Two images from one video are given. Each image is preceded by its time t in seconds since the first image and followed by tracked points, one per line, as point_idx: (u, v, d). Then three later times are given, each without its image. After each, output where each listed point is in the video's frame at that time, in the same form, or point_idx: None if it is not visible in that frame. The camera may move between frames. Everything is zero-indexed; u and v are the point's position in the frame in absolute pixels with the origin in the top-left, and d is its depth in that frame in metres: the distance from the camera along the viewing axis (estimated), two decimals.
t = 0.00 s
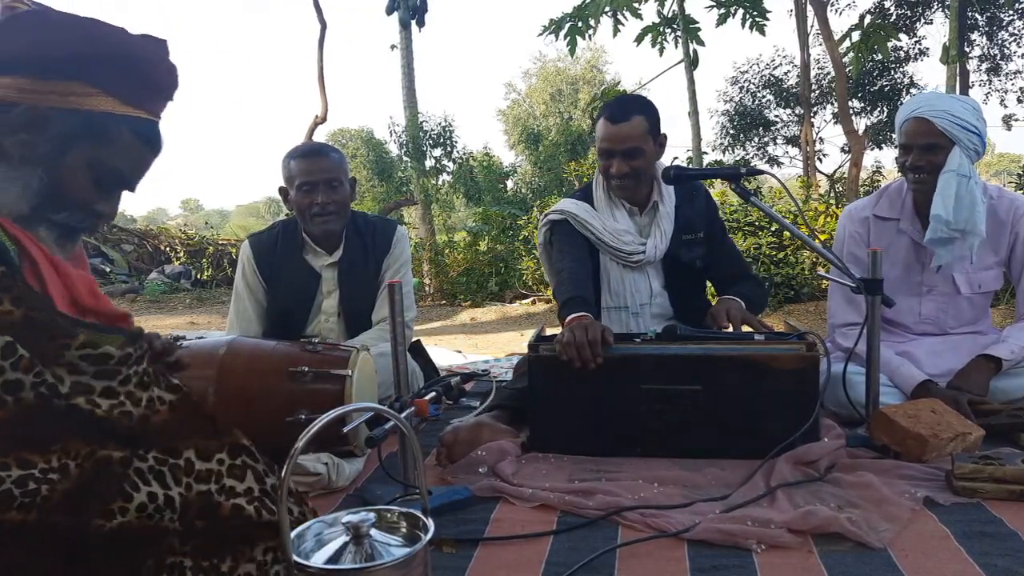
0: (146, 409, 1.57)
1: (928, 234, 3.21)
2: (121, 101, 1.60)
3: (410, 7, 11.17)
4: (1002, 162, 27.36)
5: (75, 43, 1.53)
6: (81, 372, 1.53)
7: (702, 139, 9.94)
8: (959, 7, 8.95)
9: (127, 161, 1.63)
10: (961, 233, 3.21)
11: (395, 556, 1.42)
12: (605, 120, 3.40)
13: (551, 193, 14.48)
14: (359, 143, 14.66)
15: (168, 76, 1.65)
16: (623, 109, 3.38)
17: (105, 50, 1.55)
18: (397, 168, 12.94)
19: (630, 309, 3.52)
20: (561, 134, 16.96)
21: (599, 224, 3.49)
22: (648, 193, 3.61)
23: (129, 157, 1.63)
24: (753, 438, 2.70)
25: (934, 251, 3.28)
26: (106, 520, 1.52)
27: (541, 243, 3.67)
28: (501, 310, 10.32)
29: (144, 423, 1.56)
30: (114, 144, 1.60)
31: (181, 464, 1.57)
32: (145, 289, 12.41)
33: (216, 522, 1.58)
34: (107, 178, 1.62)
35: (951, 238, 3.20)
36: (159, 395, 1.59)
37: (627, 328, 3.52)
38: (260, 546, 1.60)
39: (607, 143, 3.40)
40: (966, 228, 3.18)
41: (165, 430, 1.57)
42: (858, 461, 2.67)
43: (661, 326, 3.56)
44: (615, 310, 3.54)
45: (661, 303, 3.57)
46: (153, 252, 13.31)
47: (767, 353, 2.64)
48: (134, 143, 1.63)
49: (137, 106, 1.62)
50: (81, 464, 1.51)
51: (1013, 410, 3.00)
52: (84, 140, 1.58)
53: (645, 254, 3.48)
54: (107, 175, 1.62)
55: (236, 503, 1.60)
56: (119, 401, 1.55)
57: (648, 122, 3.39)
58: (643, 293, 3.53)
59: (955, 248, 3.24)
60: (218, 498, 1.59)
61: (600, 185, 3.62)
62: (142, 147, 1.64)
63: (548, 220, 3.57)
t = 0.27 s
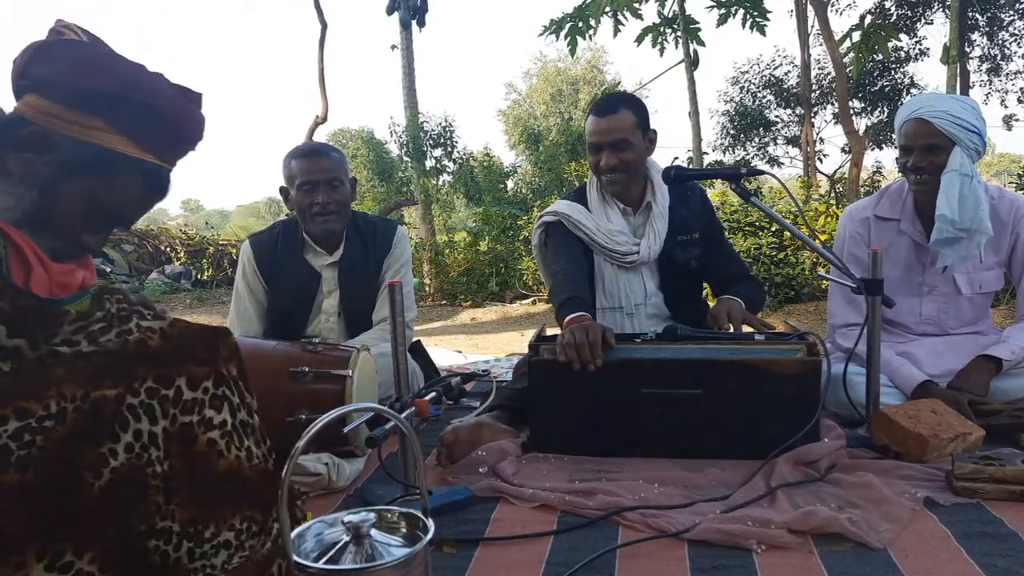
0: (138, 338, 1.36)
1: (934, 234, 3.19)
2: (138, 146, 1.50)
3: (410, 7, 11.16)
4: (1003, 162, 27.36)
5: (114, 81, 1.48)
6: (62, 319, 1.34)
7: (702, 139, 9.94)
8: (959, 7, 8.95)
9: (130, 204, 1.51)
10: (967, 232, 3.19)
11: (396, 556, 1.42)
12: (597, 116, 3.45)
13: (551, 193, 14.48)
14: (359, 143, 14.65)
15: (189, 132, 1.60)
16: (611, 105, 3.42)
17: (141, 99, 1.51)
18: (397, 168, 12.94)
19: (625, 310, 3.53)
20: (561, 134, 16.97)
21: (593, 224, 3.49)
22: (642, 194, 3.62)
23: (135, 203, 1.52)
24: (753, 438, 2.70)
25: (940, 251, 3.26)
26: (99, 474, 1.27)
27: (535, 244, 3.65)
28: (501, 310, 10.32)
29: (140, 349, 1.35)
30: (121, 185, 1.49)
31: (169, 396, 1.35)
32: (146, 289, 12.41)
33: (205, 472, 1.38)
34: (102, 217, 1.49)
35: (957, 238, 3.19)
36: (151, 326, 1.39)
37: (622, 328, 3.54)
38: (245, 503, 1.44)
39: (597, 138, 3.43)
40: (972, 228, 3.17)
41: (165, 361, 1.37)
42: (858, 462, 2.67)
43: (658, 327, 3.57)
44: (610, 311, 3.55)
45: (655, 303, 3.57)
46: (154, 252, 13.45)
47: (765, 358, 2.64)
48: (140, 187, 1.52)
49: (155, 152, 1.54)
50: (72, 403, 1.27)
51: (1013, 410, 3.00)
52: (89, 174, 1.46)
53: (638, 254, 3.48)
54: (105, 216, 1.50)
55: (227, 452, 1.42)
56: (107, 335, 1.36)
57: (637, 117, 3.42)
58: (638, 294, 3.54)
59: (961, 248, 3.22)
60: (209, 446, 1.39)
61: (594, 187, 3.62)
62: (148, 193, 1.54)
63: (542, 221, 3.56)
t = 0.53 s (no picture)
0: (124, 323, 1.42)
1: (929, 234, 3.21)
2: (142, 171, 1.54)
3: (409, 7, 11.16)
4: (1001, 161, 27.37)
5: (123, 108, 1.52)
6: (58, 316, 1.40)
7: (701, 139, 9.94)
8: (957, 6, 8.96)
9: (126, 226, 1.54)
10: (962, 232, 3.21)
11: (394, 556, 1.41)
12: (584, 140, 3.34)
13: (550, 192, 14.47)
14: (357, 143, 14.64)
15: (195, 163, 1.64)
16: (601, 128, 3.32)
17: (149, 129, 1.55)
18: (396, 168, 12.94)
19: (619, 314, 3.53)
20: (560, 133, 16.96)
21: (586, 229, 3.48)
22: (632, 199, 3.59)
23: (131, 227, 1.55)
24: (752, 438, 2.70)
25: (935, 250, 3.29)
26: (93, 461, 1.32)
27: (530, 247, 3.66)
28: (500, 310, 10.31)
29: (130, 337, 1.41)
30: (119, 210, 1.52)
31: (158, 380, 1.41)
32: (145, 290, 12.39)
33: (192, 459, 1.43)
34: (97, 237, 1.52)
35: (952, 238, 3.21)
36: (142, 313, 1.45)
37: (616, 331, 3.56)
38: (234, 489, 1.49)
39: (588, 162, 3.36)
40: (967, 228, 3.18)
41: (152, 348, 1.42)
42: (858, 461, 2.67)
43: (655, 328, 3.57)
44: (604, 315, 3.55)
45: (648, 306, 3.58)
46: (152, 252, 13.45)
47: (763, 356, 2.64)
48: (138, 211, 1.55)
49: (156, 179, 1.56)
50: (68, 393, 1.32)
51: (1012, 409, 3.00)
52: (89, 197, 1.49)
53: (632, 259, 3.48)
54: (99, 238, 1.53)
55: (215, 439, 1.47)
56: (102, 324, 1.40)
57: (626, 137, 3.34)
58: (632, 297, 3.54)
59: (955, 247, 3.24)
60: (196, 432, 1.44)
61: (585, 195, 3.58)
62: (145, 217, 1.56)
63: (535, 225, 3.56)
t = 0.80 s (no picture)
0: (111, 309, 1.41)
1: (929, 235, 3.21)
2: (152, 191, 1.52)
3: (408, 7, 11.16)
4: (1001, 162, 27.38)
5: (139, 129, 1.48)
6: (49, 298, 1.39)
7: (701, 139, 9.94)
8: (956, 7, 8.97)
9: (128, 240, 1.54)
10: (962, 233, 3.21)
11: (394, 556, 1.41)
12: (582, 131, 3.39)
13: (550, 192, 14.47)
14: (357, 143, 14.64)
15: (207, 182, 1.61)
16: (599, 119, 3.37)
17: (163, 150, 1.51)
18: (395, 168, 12.94)
19: (617, 315, 3.54)
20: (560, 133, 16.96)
21: (585, 231, 3.48)
22: (629, 202, 3.61)
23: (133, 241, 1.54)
24: (751, 438, 2.70)
25: (936, 252, 3.29)
26: (86, 449, 1.33)
27: (527, 249, 3.66)
28: (499, 309, 10.31)
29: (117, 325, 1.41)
30: (123, 225, 1.52)
31: (147, 364, 1.42)
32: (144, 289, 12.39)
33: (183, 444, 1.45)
34: (99, 248, 1.51)
35: (952, 239, 3.21)
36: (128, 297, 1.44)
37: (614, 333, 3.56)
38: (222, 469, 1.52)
39: (587, 152, 3.39)
40: (967, 229, 3.19)
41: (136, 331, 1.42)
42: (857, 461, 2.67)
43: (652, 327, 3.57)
44: (602, 317, 3.55)
45: (645, 308, 3.58)
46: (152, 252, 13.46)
47: (763, 352, 2.64)
48: (140, 227, 1.54)
49: (166, 198, 1.55)
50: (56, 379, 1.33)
51: (1011, 409, 3.01)
52: (95, 211, 1.48)
53: (629, 260, 3.48)
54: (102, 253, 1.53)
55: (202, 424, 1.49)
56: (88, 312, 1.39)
57: (624, 129, 3.39)
58: (629, 299, 3.54)
59: (957, 249, 3.25)
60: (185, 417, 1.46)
61: (582, 197, 3.60)
62: (149, 232, 1.56)
63: (534, 227, 3.56)
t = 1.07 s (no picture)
0: (113, 335, 1.39)
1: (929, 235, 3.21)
2: (148, 171, 1.54)
3: (407, 7, 11.16)
4: (1000, 162, 27.39)
5: (122, 111, 1.50)
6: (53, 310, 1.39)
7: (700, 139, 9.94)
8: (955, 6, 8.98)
9: (132, 225, 1.56)
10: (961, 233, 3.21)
11: (394, 556, 1.41)
12: (596, 115, 3.47)
13: (549, 192, 14.47)
14: (356, 143, 14.65)
15: (199, 154, 1.63)
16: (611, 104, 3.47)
17: (148, 126, 1.53)
18: (394, 168, 12.94)
19: (623, 309, 3.53)
20: (559, 133, 16.97)
21: (592, 224, 3.49)
22: (636, 195, 3.64)
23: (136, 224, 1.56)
24: (751, 438, 2.70)
25: (935, 252, 3.29)
26: (65, 479, 1.33)
27: (532, 246, 3.65)
28: (498, 309, 10.31)
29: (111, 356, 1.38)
30: (126, 210, 1.54)
31: (139, 396, 1.40)
32: (144, 289, 12.38)
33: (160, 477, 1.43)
34: (103, 234, 1.54)
35: (952, 239, 3.21)
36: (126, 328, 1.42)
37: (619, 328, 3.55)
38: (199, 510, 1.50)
39: (598, 134, 3.45)
40: (966, 230, 3.19)
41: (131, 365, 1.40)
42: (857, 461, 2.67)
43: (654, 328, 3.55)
44: (608, 311, 3.55)
45: (649, 304, 3.59)
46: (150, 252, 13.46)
47: (763, 356, 2.64)
48: (143, 210, 1.56)
49: (161, 176, 1.57)
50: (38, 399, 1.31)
51: (1011, 409, 3.01)
52: (96, 198, 1.51)
53: (637, 254, 3.47)
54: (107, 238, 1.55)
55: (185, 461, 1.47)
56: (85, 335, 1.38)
57: (635, 115, 3.48)
58: (634, 294, 3.54)
59: (955, 249, 3.25)
60: (166, 452, 1.44)
61: (592, 187, 3.61)
62: (151, 215, 1.58)
63: (540, 222, 3.57)
